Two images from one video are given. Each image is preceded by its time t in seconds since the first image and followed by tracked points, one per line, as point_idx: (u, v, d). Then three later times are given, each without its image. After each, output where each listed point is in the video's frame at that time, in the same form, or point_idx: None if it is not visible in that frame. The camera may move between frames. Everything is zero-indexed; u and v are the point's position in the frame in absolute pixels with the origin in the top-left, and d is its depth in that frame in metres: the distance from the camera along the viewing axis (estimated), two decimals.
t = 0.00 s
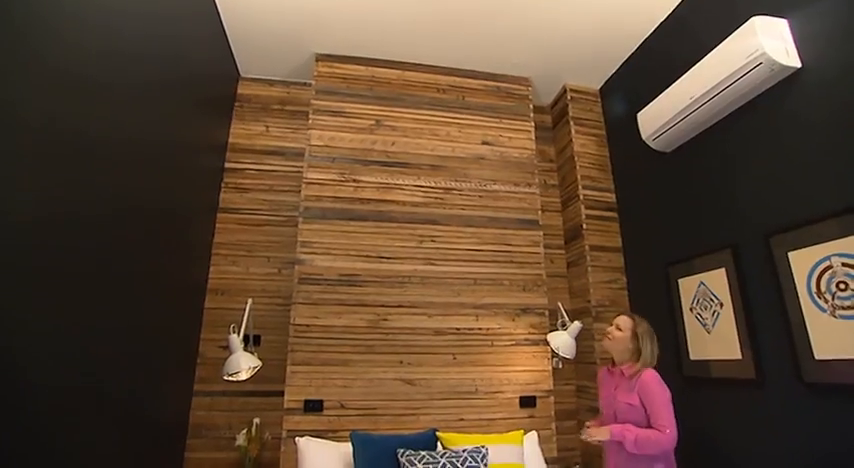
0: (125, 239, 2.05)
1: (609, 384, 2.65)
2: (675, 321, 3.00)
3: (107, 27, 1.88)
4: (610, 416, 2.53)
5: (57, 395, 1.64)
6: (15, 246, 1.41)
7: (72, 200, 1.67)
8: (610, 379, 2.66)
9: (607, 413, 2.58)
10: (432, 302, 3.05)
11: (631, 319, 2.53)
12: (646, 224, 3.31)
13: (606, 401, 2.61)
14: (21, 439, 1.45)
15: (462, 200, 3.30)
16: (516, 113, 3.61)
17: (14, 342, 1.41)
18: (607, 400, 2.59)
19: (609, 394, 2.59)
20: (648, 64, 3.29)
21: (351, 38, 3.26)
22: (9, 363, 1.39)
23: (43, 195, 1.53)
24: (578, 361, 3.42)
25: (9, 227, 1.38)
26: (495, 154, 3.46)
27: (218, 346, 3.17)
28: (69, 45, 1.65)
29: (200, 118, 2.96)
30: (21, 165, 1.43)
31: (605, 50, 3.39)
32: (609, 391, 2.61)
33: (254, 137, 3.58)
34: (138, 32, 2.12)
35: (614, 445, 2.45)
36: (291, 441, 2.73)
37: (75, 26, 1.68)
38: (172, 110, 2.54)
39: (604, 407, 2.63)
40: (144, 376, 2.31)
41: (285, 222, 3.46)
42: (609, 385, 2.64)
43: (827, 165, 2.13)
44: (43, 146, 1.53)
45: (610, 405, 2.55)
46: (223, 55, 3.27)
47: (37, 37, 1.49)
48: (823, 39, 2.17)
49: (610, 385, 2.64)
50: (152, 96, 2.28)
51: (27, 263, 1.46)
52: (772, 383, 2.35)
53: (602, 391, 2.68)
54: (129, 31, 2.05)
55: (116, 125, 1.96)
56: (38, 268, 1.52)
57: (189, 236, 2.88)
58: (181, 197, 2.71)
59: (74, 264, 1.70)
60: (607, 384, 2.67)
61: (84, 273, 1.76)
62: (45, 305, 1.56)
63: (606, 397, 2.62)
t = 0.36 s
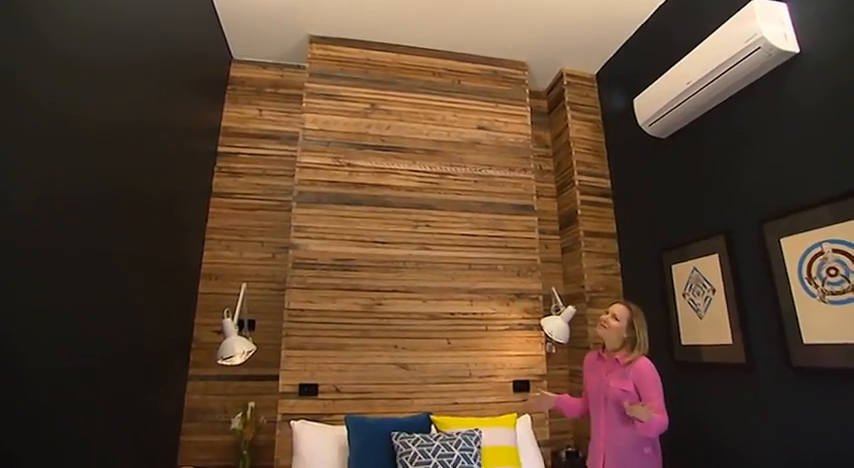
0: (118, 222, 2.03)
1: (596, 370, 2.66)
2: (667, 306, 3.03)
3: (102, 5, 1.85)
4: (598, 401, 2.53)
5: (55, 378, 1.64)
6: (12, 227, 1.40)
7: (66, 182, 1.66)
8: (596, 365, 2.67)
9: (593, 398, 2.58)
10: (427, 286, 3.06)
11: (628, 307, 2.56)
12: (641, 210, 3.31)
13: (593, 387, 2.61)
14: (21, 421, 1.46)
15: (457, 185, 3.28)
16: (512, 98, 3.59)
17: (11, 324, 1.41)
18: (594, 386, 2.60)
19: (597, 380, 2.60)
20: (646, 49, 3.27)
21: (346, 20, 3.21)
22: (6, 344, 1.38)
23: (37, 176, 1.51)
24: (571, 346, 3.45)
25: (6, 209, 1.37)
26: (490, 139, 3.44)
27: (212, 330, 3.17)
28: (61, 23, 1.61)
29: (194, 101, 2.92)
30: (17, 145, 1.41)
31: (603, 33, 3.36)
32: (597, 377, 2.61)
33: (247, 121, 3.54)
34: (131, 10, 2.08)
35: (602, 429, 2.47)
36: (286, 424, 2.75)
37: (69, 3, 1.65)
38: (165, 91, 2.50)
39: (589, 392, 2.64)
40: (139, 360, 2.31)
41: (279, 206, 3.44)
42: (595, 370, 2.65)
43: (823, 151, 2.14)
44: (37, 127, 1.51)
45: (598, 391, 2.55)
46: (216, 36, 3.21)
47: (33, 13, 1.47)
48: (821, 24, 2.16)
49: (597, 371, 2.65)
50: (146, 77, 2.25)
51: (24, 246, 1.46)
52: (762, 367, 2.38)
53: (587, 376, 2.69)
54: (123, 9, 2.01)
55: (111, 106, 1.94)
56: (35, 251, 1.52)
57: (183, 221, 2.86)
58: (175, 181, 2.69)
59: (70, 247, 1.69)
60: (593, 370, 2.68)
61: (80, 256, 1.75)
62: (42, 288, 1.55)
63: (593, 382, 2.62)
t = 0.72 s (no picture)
0: (110, 203, 2.01)
1: (587, 353, 2.67)
2: (660, 290, 3.05)
3: None
4: (590, 385, 2.54)
5: (49, 360, 1.64)
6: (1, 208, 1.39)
7: (55, 163, 1.63)
8: (587, 349, 2.68)
9: (584, 381, 2.59)
10: (422, 270, 3.06)
11: (619, 293, 2.57)
12: (636, 194, 3.32)
13: (584, 370, 2.62)
14: (15, 403, 1.46)
15: (452, 169, 3.27)
16: (509, 81, 3.55)
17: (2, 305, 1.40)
18: (585, 369, 2.60)
19: (588, 363, 2.60)
20: (643, 31, 3.24)
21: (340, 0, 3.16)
22: None
23: (26, 156, 1.49)
24: (565, 329, 3.47)
25: None
26: (486, 122, 3.41)
27: (207, 314, 3.16)
28: None
29: (185, 82, 2.88)
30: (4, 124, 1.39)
31: (600, 15, 3.32)
32: (588, 360, 2.62)
33: (240, 103, 3.49)
34: None
35: (592, 412, 2.49)
36: (282, 407, 2.76)
37: None
38: (156, 71, 2.46)
39: (580, 375, 2.65)
40: (133, 342, 2.31)
41: (273, 189, 3.41)
42: (587, 354, 2.66)
43: (819, 136, 2.14)
44: (24, 105, 1.48)
45: (590, 374, 2.56)
46: (207, 15, 3.15)
47: None
48: (819, 7, 2.15)
49: (588, 354, 2.66)
50: (136, 56, 2.21)
51: (13, 227, 1.44)
52: (752, 350, 2.41)
53: (578, 360, 2.71)
54: None
55: (99, 86, 1.90)
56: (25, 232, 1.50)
57: (176, 203, 2.84)
58: (166, 163, 2.66)
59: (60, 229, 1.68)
60: (584, 353, 2.69)
61: (72, 237, 1.74)
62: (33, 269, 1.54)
63: (584, 366, 2.63)
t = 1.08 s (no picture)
0: (104, 186, 1.98)
1: (581, 336, 2.68)
2: (655, 274, 3.06)
3: None
4: (584, 367, 2.56)
5: (47, 343, 1.64)
6: None
7: (50, 144, 1.61)
8: (581, 332, 2.69)
9: (578, 364, 2.61)
10: (417, 253, 3.05)
11: (614, 277, 2.58)
12: (632, 179, 3.31)
13: (577, 353, 2.63)
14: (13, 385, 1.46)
15: (449, 152, 3.24)
16: (506, 63, 3.51)
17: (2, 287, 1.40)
18: (579, 352, 2.62)
19: (582, 346, 2.62)
20: (643, 13, 3.20)
21: None
22: None
23: (23, 136, 1.47)
24: (560, 313, 3.49)
25: None
26: (482, 105, 3.38)
27: (202, 297, 3.15)
28: None
29: (178, 62, 2.83)
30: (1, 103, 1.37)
31: None
32: (582, 343, 2.63)
33: (233, 84, 3.44)
34: None
35: (585, 394, 2.51)
36: (278, 389, 2.77)
37: None
38: (150, 51, 2.42)
39: (573, 358, 2.67)
40: (128, 325, 2.31)
41: (268, 172, 3.39)
42: (581, 337, 2.67)
43: (817, 120, 2.13)
44: (18, 86, 1.45)
45: (584, 357, 2.58)
46: None
47: None
48: None
49: (582, 337, 2.67)
50: (130, 35, 2.18)
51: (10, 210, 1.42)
52: (744, 333, 2.43)
53: (571, 342, 2.72)
54: None
55: (94, 65, 1.87)
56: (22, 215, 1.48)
57: (170, 186, 2.81)
58: (161, 145, 2.62)
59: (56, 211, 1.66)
60: (577, 336, 2.70)
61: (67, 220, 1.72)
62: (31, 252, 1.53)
63: (578, 349, 2.64)
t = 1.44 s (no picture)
0: (98, 169, 1.96)
1: (579, 319, 2.69)
2: (651, 258, 3.06)
3: None
4: (581, 350, 2.58)
5: (45, 325, 1.63)
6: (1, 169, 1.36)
7: (46, 125, 1.58)
8: (579, 315, 2.71)
9: (575, 346, 2.63)
10: (413, 237, 3.05)
11: (611, 260, 2.59)
12: (630, 163, 3.30)
13: (575, 336, 2.65)
14: (15, 366, 1.46)
15: (446, 135, 3.22)
16: (504, 45, 3.47)
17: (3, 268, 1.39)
18: (577, 335, 2.64)
19: (580, 329, 2.64)
20: None
21: None
22: None
23: (23, 116, 1.45)
24: (556, 297, 3.50)
25: None
26: (480, 88, 3.35)
27: (198, 281, 3.15)
28: None
29: (171, 42, 2.79)
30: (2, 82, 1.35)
31: None
32: (580, 326, 2.65)
33: (227, 66, 3.39)
34: None
35: (581, 376, 2.53)
36: (275, 372, 2.78)
37: None
38: (143, 31, 2.38)
39: (571, 341, 2.69)
40: (125, 309, 2.30)
41: (263, 155, 3.36)
42: (579, 320, 2.69)
43: (816, 102, 2.12)
44: (16, 65, 1.42)
45: (581, 340, 2.60)
46: None
47: None
48: None
49: (580, 320, 2.68)
50: (123, 13, 2.14)
51: (9, 191, 1.40)
52: (739, 317, 2.45)
53: (569, 325, 2.74)
54: None
55: (88, 44, 1.84)
56: (21, 196, 1.46)
57: (165, 169, 2.79)
58: (155, 127, 2.59)
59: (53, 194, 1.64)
60: (575, 319, 2.71)
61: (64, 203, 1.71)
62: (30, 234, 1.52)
63: (575, 331, 2.66)
